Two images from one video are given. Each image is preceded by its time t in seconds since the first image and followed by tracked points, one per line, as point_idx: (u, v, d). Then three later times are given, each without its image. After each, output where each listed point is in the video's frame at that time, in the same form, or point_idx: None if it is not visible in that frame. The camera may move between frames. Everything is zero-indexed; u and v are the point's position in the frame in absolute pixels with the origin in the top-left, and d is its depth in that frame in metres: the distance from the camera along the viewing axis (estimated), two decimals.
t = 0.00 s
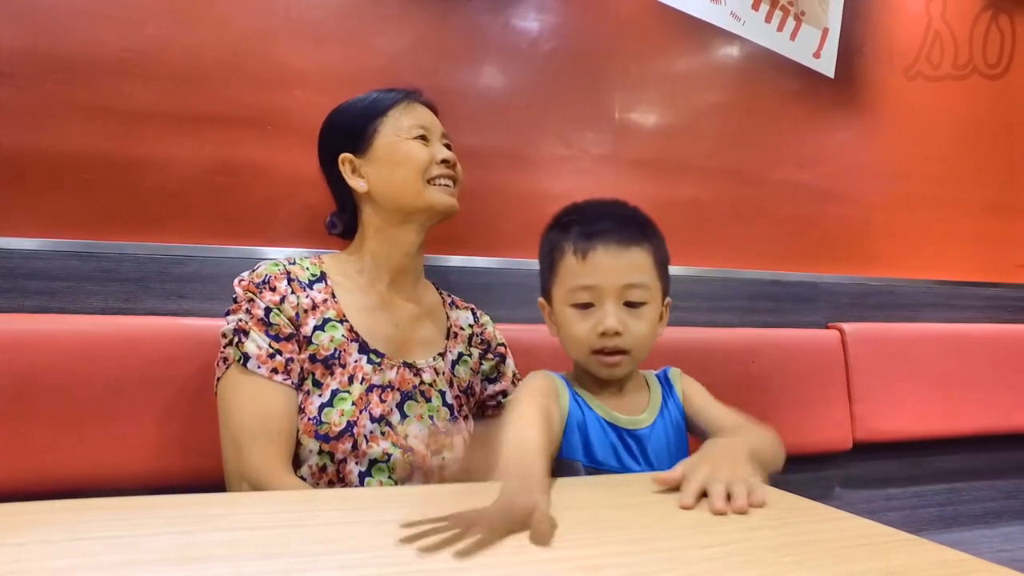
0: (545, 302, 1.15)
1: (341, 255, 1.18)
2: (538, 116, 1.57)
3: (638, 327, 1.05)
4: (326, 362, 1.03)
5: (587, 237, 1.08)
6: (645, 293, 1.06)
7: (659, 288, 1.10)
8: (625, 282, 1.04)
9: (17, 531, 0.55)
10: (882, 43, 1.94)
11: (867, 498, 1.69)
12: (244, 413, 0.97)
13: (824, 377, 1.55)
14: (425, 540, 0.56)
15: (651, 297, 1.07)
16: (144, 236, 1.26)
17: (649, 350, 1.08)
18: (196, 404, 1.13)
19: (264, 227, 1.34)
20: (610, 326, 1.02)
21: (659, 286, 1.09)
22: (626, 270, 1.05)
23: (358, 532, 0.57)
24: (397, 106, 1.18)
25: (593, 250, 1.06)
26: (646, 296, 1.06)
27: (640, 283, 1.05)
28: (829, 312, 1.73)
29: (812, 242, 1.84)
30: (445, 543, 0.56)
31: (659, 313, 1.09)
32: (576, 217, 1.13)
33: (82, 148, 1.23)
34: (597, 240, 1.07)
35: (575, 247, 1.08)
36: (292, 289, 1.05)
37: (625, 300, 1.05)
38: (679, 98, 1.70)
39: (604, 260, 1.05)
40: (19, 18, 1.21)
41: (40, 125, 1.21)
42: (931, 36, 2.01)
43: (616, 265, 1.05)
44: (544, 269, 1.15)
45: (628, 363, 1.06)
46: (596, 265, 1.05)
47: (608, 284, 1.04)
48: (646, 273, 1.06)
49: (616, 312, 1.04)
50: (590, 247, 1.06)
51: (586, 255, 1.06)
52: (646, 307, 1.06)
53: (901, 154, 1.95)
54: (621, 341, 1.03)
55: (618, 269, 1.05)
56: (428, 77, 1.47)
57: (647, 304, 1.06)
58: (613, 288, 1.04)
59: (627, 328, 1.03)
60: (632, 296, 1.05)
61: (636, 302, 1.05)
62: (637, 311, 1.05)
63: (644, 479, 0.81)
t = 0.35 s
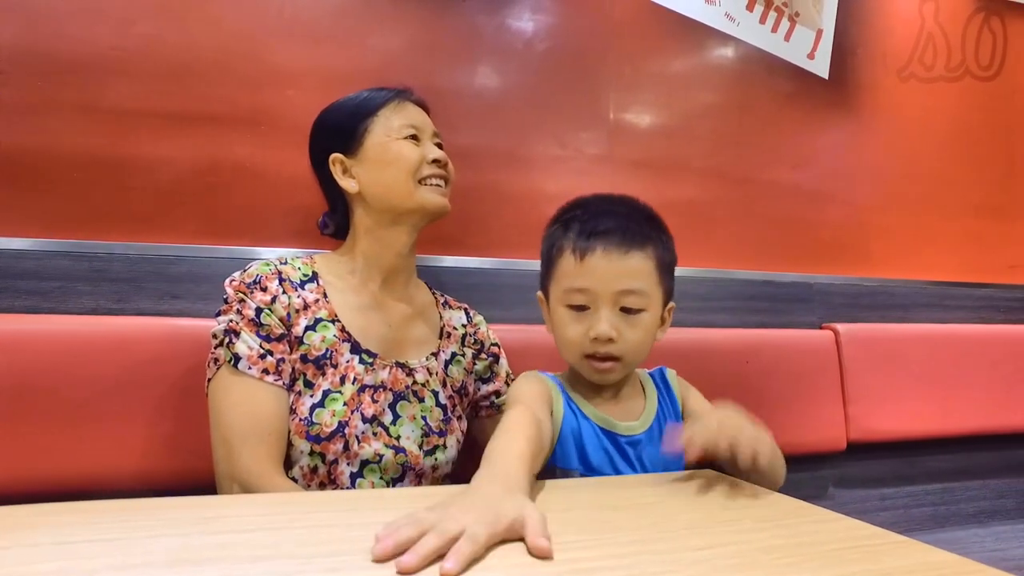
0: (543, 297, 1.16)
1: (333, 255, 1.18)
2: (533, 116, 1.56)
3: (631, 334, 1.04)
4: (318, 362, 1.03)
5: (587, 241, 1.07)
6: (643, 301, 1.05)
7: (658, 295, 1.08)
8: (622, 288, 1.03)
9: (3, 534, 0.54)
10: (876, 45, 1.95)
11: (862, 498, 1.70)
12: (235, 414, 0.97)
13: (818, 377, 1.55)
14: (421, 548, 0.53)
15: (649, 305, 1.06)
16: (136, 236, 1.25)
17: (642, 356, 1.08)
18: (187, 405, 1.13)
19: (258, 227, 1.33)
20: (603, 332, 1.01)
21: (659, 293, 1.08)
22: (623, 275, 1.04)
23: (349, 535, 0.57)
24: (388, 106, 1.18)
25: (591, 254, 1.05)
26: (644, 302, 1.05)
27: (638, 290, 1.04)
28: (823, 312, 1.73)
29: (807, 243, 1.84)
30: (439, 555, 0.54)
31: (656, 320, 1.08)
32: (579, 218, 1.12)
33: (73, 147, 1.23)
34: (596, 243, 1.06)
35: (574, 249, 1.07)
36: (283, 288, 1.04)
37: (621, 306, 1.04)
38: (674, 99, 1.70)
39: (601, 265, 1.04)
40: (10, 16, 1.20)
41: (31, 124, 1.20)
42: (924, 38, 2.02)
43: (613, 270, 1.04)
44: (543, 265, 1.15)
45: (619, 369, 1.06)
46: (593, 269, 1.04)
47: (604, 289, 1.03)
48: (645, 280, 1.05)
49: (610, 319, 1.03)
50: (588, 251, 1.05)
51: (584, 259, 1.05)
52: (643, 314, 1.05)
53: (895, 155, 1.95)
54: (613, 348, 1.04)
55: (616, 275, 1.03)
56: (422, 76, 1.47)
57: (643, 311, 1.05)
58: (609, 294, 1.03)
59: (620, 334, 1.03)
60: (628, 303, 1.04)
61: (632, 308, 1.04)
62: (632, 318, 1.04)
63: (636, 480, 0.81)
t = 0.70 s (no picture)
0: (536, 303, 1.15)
1: (330, 255, 1.17)
2: (531, 117, 1.56)
3: (627, 345, 1.05)
4: (316, 363, 1.03)
5: (586, 251, 1.06)
6: (639, 312, 1.05)
7: (653, 305, 1.09)
8: (620, 300, 1.03)
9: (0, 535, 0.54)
10: (873, 46, 1.95)
11: (858, 498, 1.70)
12: (232, 415, 0.97)
13: (815, 378, 1.56)
14: (423, 547, 0.53)
15: (645, 316, 1.06)
16: (132, 237, 1.25)
17: (635, 366, 1.09)
18: (184, 405, 1.13)
19: (255, 227, 1.33)
20: (600, 345, 1.02)
21: (654, 303, 1.09)
22: (622, 288, 1.04)
23: (348, 535, 0.57)
24: (385, 106, 1.18)
25: (590, 265, 1.05)
26: (640, 313, 1.05)
27: (635, 302, 1.04)
28: (820, 313, 1.73)
29: (804, 244, 1.84)
30: (441, 555, 0.54)
31: (650, 329, 1.09)
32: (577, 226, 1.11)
33: (70, 147, 1.22)
34: (595, 255, 1.06)
35: (572, 259, 1.07)
36: (281, 289, 1.04)
37: (617, 318, 1.04)
38: (671, 100, 1.71)
39: (600, 277, 1.04)
40: (6, 16, 1.20)
41: (27, 123, 1.20)
42: (920, 39, 2.02)
43: (612, 283, 1.04)
44: (537, 271, 1.15)
45: (612, 379, 1.07)
46: (591, 281, 1.04)
47: (601, 302, 1.03)
48: (642, 292, 1.05)
49: (607, 331, 1.03)
50: (587, 262, 1.05)
51: (583, 270, 1.05)
52: (638, 325, 1.06)
53: (891, 156, 1.96)
54: (608, 360, 1.04)
55: (615, 287, 1.03)
56: (420, 76, 1.47)
57: (639, 323, 1.06)
58: (607, 306, 1.03)
59: (617, 347, 1.04)
60: (625, 314, 1.04)
61: (629, 320, 1.04)
62: (628, 329, 1.05)
63: (635, 480, 0.81)
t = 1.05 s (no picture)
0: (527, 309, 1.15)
1: (326, 256, 1.18)
2: (528, 116, 1.56)
3: (624, 338, 1.05)
4: (311, 364, 1.03)
5: (577, 245, 1.08)
6: (633, 304, 1.07)
7: (646, 298, 1.10)
8: (614, 291, 1.05)
9: None
10: (871, 46, 1.95)
11: (856, 498, 1.70)
12: (227, 417, 0.96)
13: (812, 378, 1.56)
14: (415, 549, 0.53)
15: (638, 308, 1.08)
16: (129, 237, 1.25)
17: (631, 364, 1.08)
18: (180, 405, 1.12)
19: (252, 227, 1.33)
20: (598, 337, 1.02)
21: (646, 296, 1.10)
22: (616, 278, 1.05)
23: (344, 535, 0.57)
24: (380, 106, 1.18)
25: (583, 258, 1.06)
26: (633, 306, 1.07)
27: (628, 293, 1.06)
28: (817, 313, 1.74)
29: (801, 244, 1.84)
30: (434, 555, 0.54)
31: (644, 324, 1.10)
32: (565, 225, 1.13)
33: (67, 147, 1.22)
34: (587, 248, 1.07)
35: (564, 255, 1.08)
36: (276, 290, 1.04)
37: (613, 310, 1.05)
38: (669, 100, 1.71)
39: (595, 267, 1.05)
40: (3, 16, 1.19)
41: (24, 123, 1.20)
42: (918, 40, 2.02)
43: (605, 274, 1.05)
44: (527, 275, 1.15)
45: (610, 377, 1.06)
46: (585, 272, 1.05)
47: (596, 293, 1.04)
48: (635, 283, 1.07)
49: (604, 323, 1.04)
50: (581, 253, 1.07)
51: (576, 264, 1.06)
52: (633, 318, 1.07)
53: (889, 156, 1.96)
54: (606, 353, 1.04)
55: (609, 278, 1.05)
56: (417, 76, 1.47)
57: (633, 315, 1.07)
58: (602, 297, 1.04)
59: (614, 339, 1.04)
60: (620, 306, 1.06)
61: (623, 311, 1.06)
62: (623, 322, 1.06)
63: (630, 480, 0.81)
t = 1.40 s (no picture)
0: (521, 311, 1.15)
1: (323, 256, 1.17)
2: (526, 117, 1.56)
3: (622, 325, 1.06)
4: (309, 365, 1.03)
5: (567, 239, 1.10)
6: (625, 292, 1.08)
7: (636, 288, 1.13)
8: (607, 279, 1.06)
9: None
10: (868, 46, 1.96)
11: (853, 498, 1.70)
12: (225, 417, 0.96)
13: (809, 378, 1.56)
14: (413, 546, 0.53)
15: (631, 296, 1.09)
16: (126, 236, 1.24)
17: (630, 353, 1.09)
18: (177, 406, 1.12)
19: (250, 227, 1.33)
20: (597, 324, 1.03)
21: (637, 287, 1.13)
22: (608, 266, 1.08)
23: (342, 535, 0.57)
24: (378, 106, 1.18)
25: (574, 250, 1.08)
26: (626, 294, 1.09)
27: (620, 281, 1.08)
28: (814, 313, 1.74)
29: (798, 244, 1.84)
30: (431, 552, 0.53)
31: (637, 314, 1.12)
32: (552, 224, 1.15)
33: (64, 146, 1.22)
34: (577, 241, 1.10)
35: (556, 250, 1.09)
36: (274, 291, 1.04)
37: (607, 299, 1.06)
38: (667, 100, 1.71)
39: (588, 256, 1.07)
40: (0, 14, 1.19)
41: (21, 122, 1.20)
42: (915, 40, 2.03)
43: (598, 263, 1.07)
44: (519, 276, 1.15)
45: (612, 365, 1.06)
46: (579, 262, 1.07)
47: (591, 283, 1.06)
48: (625, 271, 1.09)
49: (601, 310, 1.05)
50: (572, 245, 1.09)
51: (569, 255, 1.08)
52: (627, 305, 1.08)
53: (886, 157, 1.96)
54: (606, 340, 1.04)
55: (601, 266, 1.07)
56: (415, 76, 1.46)
57: (627, 303, 1.09)
58: (597, 285, 1.06)
59: (612, 327, 1.04)
60: (614, 295, 1.07)
61: (617, 300, 1.07)
62: (619, 309, 1.07)
63: (627, 480, 0.81)
